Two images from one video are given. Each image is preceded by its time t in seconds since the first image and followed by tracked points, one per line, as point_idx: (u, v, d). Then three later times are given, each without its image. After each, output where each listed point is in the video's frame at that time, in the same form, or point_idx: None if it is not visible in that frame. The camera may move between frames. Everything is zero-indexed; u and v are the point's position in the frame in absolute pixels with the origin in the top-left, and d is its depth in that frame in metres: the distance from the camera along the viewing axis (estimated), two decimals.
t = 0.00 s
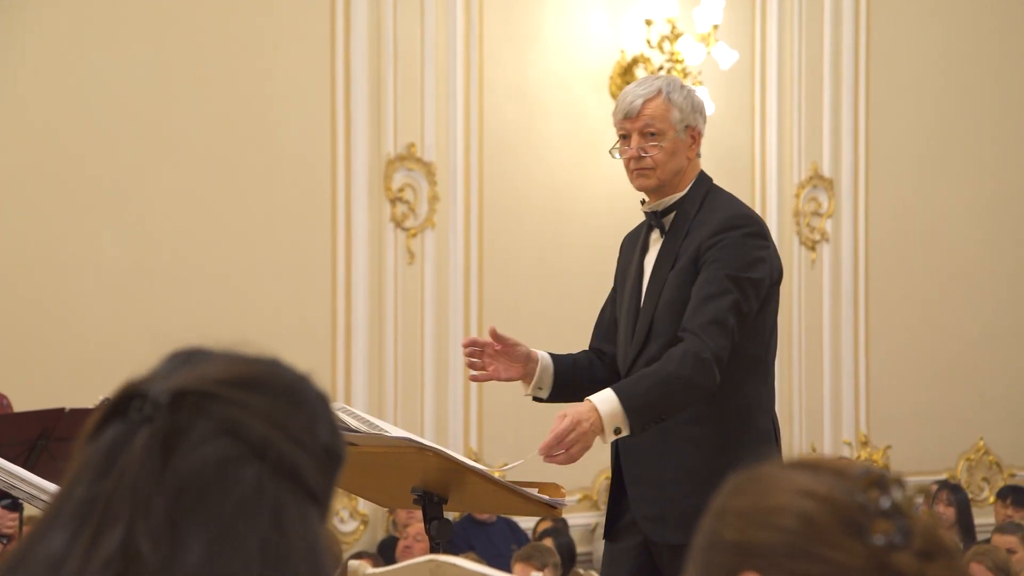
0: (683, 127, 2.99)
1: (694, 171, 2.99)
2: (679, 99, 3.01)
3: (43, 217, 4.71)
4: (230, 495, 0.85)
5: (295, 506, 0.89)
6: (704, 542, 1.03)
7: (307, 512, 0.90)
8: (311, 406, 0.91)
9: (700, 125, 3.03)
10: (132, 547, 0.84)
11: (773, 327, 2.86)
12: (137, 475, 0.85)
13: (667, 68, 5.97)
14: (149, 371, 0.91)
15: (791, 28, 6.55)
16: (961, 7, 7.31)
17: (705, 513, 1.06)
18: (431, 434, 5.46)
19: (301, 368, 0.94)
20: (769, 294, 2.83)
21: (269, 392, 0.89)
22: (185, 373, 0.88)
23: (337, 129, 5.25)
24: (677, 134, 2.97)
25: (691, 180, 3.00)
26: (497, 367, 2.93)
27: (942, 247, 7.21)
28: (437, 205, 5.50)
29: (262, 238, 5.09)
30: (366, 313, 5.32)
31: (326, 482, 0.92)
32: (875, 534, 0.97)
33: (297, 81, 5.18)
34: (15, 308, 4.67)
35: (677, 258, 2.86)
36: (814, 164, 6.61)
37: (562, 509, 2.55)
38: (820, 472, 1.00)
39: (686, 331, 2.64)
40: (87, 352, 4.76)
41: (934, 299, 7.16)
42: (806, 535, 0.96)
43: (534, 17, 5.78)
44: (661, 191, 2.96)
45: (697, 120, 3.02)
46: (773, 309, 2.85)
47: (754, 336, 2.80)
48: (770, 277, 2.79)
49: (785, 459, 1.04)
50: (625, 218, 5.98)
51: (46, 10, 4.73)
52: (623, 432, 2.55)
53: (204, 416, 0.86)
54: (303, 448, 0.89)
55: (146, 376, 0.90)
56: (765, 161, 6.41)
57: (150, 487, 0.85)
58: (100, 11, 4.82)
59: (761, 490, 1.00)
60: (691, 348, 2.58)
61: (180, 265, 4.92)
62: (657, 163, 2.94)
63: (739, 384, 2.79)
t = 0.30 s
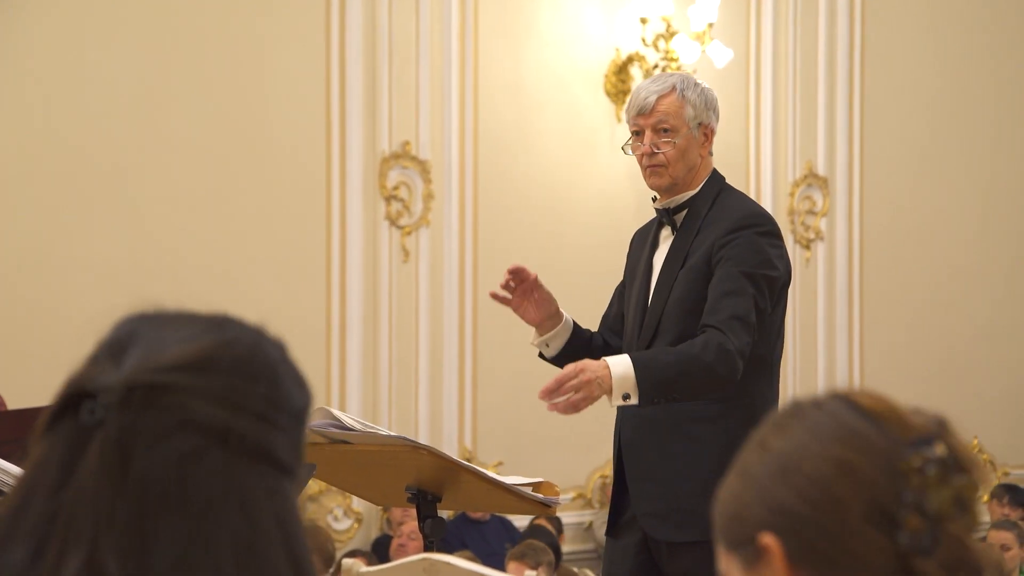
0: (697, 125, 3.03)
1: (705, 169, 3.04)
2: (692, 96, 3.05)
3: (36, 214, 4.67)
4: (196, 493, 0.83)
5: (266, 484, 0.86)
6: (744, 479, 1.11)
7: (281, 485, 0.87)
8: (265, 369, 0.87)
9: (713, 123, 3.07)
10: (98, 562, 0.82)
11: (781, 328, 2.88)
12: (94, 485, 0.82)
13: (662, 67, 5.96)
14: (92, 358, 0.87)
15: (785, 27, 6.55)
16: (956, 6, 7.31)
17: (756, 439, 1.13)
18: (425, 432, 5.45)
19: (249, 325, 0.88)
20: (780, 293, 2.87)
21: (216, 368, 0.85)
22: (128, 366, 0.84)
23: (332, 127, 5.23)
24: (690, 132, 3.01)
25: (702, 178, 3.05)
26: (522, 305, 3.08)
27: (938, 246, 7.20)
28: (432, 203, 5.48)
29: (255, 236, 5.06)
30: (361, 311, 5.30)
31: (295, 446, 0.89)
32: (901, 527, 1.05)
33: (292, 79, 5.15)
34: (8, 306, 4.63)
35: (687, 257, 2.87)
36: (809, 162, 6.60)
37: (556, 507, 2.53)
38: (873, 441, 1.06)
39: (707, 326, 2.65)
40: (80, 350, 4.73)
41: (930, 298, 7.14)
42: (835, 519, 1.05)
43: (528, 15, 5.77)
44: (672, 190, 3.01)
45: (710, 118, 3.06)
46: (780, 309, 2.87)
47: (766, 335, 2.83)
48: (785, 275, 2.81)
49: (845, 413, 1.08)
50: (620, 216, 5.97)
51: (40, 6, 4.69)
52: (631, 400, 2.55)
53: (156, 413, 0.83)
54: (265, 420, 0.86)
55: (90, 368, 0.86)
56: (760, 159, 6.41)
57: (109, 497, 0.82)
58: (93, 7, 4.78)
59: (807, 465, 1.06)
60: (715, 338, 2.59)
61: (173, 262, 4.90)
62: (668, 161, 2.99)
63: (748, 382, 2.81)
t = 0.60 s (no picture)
0: (682, 128, 3.12)
1: (695, 171, 3.11)
2: (678, 100, 3.15)
3: (29, 214, 4.66)
4: (164, 508, 0.82)
5: (238, 489, 0.84)
6: (766, 474, 1.08)
7: (254, 487, 0.85)
8: (230, 363, 0.83)
9: (701, 125, 3.16)
10: None
11: (770, 333, 2.93)
12: (60, 508, 0.81)
13: (657, 69, 5.94)
14: (51, 361, 0.84)
15: (779, 29, 6.54)
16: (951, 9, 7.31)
17: (783, 432, 1.09)
18: (419, 435, 5.44)
19: (212, 311, 0.84)
20: (768, 298, 2.89)
21: (177, 371, 0.82)
22: (88, 374, 0.82)
23: (325, 128, 5.22)
24: (675, 135, 3.11)
25: (694, 181, 3.12)
26: (505, 298, 3.10)
27: (934, 250, 7.19)
28: (426, 205, 5.46)
29: (249, 237, 5.05)
30: (355, 313, 5.29)
31: (268, 440, 0.87)
32: (923, 543, 1.01)
33: (287, 80, 5.14)
34: None
35: (679, 259, 2.92)
36: (803, 165, 6.60)
37: (549, 510, 2.51)
38: (903, 448, 1.02)
39: (693, 326, 2.68)
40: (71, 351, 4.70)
41: (924, 302, 7.14)
42: (855, 526, 1.02)
43: (523, 18, 5.76)
44: (661, 193, 3.10)
45: (696, 121, 3.14)
46: (769, 314, 2.92)
47: (752, 341, 2.87)
48: (772, 280, 2.84)
49: (876, 416, 1.04)
50: (615, 218, 5.96)
51: (33, 6, 4.68)
52: (610, 379, 2.63)
53: (119, 428, 0.81)
54: (234, 423, 0.83)
55: (49, 374, 0.83)
56: (753, 162, 6.42)
57: (76, 519, 0.81)
58: (86, 6, 4.76)
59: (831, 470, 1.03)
60: (701, 336, 2.63)
61: (166, 262, 4.88)
62: (653, 167, 3.09)
63: (733, 387, 2.83)
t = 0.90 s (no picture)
0: (663, 128, 3.13)
1: (680, 170, 3.11)
2: (658, 100, 3.15)
3: (20, 211, 4.64)
4: (144, 513, 0.86)
5: (215, 491, 0.88)
6: (793, 457, 1.02)
7: (231, 486, 0.89)
8: (204, 365, 0.86)
9: (684, 125, 3.15)
10: None
11: (758, 333, 2.92)
12: (40, 516, 0.85)
13: (650, 69, 5.96)
14: (28, 362, 0.87)
15: (772, 29, 6.54)
16: (943, 11, 7.33)
17: (814, 414, 1.03)
18: (411, 434, 5.42)
19: (185, 313, 0.87)
20: (755, 298, 2.89)
21: (151, 380, 0.85)
22: (64, 381, 0.85)
23: (319, 127, 5.21)
24: (656, 136, 3.11)
25: (680, 180, 3.12)
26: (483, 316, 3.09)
27: (926, 250, 7.20)
28: (419, 204, 5.45)
29: (242, 235, 5.03)
30: (348, 312, 5.28)
31: (244, 439, 0.90)
32: (948, 549, 0.96)
33: (279, 79, 5.12)
34: None
35: (667, 258, 2.92)
36: (796, 165, 6.60)
37: (541, 509, 2.50)
38: (936, 448, 0.96)
39: (679, 323, 2.69)
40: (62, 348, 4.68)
41: (916, 303, 7.15)
42: (879, 528, 0.96)
43: (517, 17, 5.76)
44: (646, 195, 3.11)
45: (679, 121, 3.14)
46: (758, 314, 2.92)
47: (740, 338, 2.86)
48: (759, 278, 2.85)
49: (909, 412, 0.98)
50: (608, 218, 5.96)
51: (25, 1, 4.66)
52: (594, 375, 2.63)
53: (97, 438, 0.85)
54: (211, 424, 0.87)
55: (28, 378, 0.87)
56: (746, 161, 6.40)
57: (58, 528, 0.85)
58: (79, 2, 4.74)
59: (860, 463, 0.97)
60: (689, 333, 2.63)
61: (158, 260, 4.85)
62: (635, 169, 3.11)
63: (720, 387, 2.82)
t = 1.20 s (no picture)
0: (645, 127, 3.08)
1: (663, 168, 3.06)
2: (639, 99, 3.10)
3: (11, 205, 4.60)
4: (133, 522, 0.83)
5: (205, 493, 0.85)
6: (818, 435, 0.97)
7: (222, 487, 0.86)
8: (190, 363, 0.82)
9: (666, 123, 3.10)
10: None
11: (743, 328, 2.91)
12: (25, 524, 0.82)
13: (645, 67, 5.94)
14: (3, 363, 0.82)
15: (768, 28, 6.53)
16: (940, 11, 7.32)
17: (844, 390, 0.98)
18: (405, 432, 5.40)
19: (169, 306, 0.82)
20: (739, 290, 2.88)
21: (137, 382, 0.81)
22: (43, 385, 0.81)
23: (313, 123, 5.18)
24: (637, 135, 3.06)
25: (663, 179, 3.07)
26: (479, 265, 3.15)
27: (921, 249, 7.20)
28: (413, 202, 5.43)
29: (234, 231, 5.00)
30: (341, 309, 5.25)
31: (234, 437, 0.86)
32: (974, 553, 0.88)
33: (273, 75, 5.10)
34: None
35: (652, 252, 2.90)
36: (791, 164, 6.58)
37: (535, 506, 2.48)
38: (968, 446, 0.90)
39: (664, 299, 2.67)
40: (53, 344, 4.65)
41: (910, 302, 7.15)
42: (900, 520, 0.92)
43: (512, 16, 5.74)
44: (629, 195, 3.05)
45: (661, 119, 3.09)
46: (744, 307, 2.90)
47: (725, 332, 2.84)
48: (743, 271, 2.82)
49: (939, 404, 0.92)
50: (602, 216, 5.95)
51: None
52: (574, 335, 2.57)
53: (84, 442, 0.82)
54: (199, 424, 0.84)
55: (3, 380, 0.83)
56: (739, 160, 6.38)
57: (44, 537, 0.82)
58: None
59: (885, 451, 0.92)
60: (676, 307, 2.61)
61: (150, 255, 4.82)
62: (618, 168, 3.06)
63: (706, 380, 2.80)
